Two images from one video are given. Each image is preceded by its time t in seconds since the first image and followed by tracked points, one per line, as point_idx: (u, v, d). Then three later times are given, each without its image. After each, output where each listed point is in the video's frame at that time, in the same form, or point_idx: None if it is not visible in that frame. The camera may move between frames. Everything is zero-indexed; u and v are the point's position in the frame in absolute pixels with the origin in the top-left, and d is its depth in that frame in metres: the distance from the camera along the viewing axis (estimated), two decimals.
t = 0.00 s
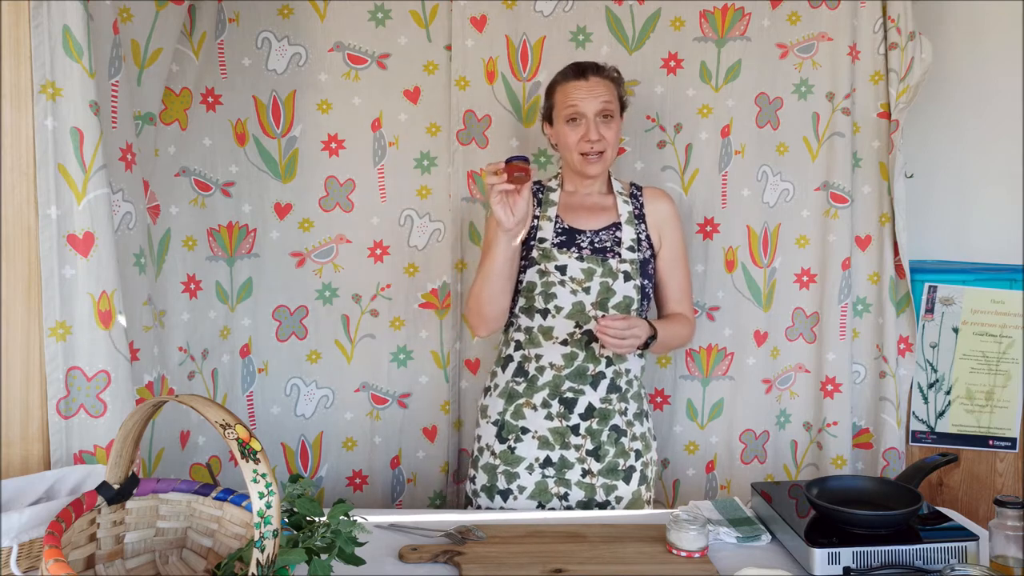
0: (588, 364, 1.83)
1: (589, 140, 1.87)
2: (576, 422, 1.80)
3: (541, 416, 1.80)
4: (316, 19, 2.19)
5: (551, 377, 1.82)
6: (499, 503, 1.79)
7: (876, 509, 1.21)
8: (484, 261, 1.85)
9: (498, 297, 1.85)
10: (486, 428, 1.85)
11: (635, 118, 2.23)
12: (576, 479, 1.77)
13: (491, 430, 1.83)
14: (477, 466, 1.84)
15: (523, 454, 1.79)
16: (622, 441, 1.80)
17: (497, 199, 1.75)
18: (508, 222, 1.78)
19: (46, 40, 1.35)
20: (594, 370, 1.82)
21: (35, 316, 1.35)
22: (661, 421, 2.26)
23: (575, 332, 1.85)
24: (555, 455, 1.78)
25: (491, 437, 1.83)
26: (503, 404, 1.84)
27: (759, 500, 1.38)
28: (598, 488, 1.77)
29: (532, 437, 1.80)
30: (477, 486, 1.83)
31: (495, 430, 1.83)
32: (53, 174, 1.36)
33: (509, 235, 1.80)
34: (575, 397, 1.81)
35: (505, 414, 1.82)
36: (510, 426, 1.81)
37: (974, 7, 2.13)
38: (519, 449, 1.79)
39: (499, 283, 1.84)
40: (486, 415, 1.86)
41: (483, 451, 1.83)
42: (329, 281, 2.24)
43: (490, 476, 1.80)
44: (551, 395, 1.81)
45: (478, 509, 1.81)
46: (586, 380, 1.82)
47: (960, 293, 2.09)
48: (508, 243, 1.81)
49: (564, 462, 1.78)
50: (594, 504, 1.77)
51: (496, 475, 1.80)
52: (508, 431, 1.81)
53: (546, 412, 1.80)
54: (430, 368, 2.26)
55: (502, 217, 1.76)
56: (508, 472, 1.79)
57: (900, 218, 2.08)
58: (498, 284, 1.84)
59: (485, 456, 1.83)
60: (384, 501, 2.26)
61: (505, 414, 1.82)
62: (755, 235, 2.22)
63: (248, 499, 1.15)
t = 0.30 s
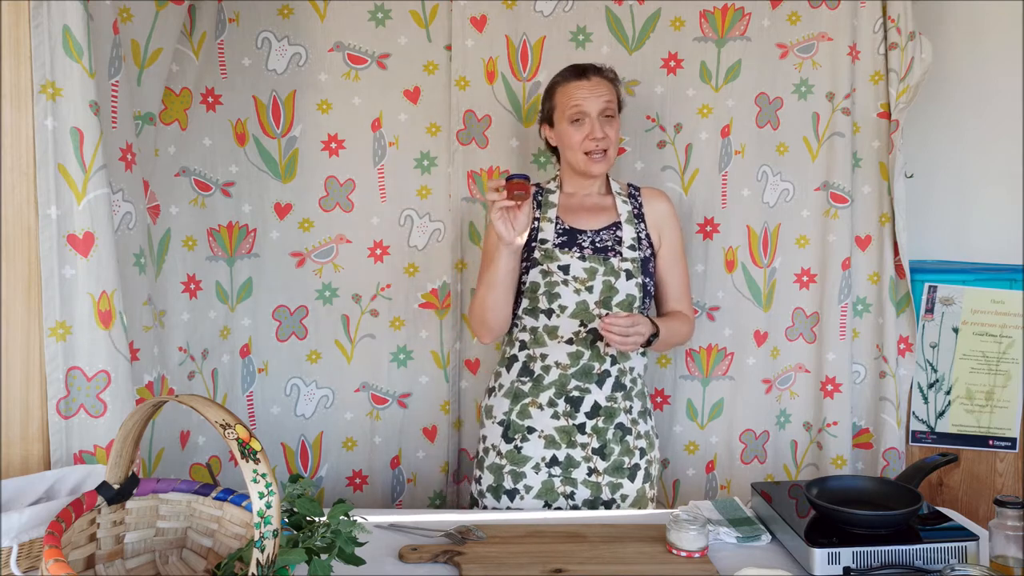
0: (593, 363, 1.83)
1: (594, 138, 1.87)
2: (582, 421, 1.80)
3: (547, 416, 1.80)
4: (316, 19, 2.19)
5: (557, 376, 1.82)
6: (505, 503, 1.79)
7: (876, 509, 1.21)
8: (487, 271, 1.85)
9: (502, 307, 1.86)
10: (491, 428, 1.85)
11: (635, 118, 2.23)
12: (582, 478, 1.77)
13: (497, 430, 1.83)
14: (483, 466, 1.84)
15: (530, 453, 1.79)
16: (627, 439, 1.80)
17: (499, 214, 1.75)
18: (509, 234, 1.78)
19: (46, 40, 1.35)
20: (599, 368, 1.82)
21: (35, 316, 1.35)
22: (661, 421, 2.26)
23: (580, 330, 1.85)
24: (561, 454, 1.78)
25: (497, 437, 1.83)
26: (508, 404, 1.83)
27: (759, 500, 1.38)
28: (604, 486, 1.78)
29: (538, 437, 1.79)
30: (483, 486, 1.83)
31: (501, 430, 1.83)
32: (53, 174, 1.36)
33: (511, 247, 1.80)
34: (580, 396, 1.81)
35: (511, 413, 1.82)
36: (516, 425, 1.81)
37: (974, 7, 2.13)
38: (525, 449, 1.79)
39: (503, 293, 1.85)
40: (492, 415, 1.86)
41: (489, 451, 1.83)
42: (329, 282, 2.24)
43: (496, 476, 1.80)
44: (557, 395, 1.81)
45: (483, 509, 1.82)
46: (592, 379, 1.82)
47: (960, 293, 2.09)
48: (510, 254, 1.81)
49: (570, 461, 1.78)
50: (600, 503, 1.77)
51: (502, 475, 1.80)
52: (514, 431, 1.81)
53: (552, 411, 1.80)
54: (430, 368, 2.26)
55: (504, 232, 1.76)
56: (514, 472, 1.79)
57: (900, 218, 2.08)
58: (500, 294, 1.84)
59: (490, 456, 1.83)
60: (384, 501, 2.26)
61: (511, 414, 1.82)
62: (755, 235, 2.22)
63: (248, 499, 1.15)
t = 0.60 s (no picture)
0: (595, 362, 1.83)
1: (595, 136, 1.86)
2: (583, 420, 1.79)
3: (549, 415, 1.80)
4: (316, 19, 2.19)
5: (558, 376, 1.82)
6: (507, 503, 1.79)
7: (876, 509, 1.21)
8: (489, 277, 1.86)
9: (504, 314, 1.87)
10: (494, 428, 1.85)
11: (635, 118, 2.23)
12: (584, 478, 1.77)
13: (499, 430, 1.83)
14: (485, 466, 1.84)
15: (532, 453, 1.79)
16: (629, 439, 1.80)
17: (500, 223, 1.76)
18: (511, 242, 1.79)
19: (46, 40, 1.35)
20: (601, 368, 1.82)
21: (35, 316, 1.35)
22: (661, 421, 2.26)
23: (581, 330, 1.85)
24: (563, 454, 1.78)
25: (499, 437, 1.83)
26: (510, 404, 1.83)
27: (759, 500, 1.38)
28: (606, 486, 1.77)
29: (539, 436, 1.79)
30: (485, 486, 1.83)
31: (503, 430, 1.83)
32: (53, 174, 1.36)
33: (512, 255, 1.81)
34: (582, 395, 1.81)
35: (513, 413, 1.82)
36: (518, 425, 1.81)
37: (974, 7, 2.13)
38: (527, 448, 1.79)
39: (504, 300, 1.86)
40: (494, 415, 1.86)
41: (491, 451, 1.83)
42: (329, 281, 2.24)
43: (498, 476, 1.81)
44: (558, 394, 1.81)
45: (486, 509, 1.82)
46: (593, 379, 1.82)
47: (960, 293, 2.09)
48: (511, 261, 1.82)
49: (571, 461, 1.78)
50: (602, 502, 1.77)
51: (505, 475, 1.80)
52: (516, 431, 1.81)
53: (553, 411, 1.80)
54: (430, 368, 2.26)
55: (505, 241, 1.77)
56: (516, 471, 1.79)
57: (900, 219, 2.08)
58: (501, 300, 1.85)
59: (492, 456, 1.83)
60: (384, 501, 2.26)
61: (513, 414, 1.82)
62: (755, 235, 2.22)
63: (248, 499, 1.15)
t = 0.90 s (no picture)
0: (595, 362, 1.83)
1: (593, 133, 1.87)
2: (584, 420, 1.79)
3: (550, 415, 1.80)
4: (316, 19, 2.19)
5: (559, 376, 1.82)
6: (507, 503, 1.79)
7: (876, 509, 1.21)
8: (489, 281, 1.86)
9: (504, 317, 1.88)
10: (494, 428, 1.85)
11: (634, 118, 2.23)
12: (584, 478, 1.77)
13: (499, 430, 1.83)
14: (485, 466, 1.84)
15: (532, 453, 1.79)
16: (630, 439, 1.80)
17: (498, 233, 1.76)
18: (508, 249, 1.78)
19: (46, 40, 1.35)
20: (602, 368, 1.82)
21: (35, 316, 1.35)
22: (661, 421, 2.26)
23: (582, 331, 1.84)
24: (563, 454, 1.78)
25: (499, 437, 1.83)
26: (511, 404, 1.83)
27: (759, 500, 1.38)
28: (606, 486, 1.77)
29: (540, 436, 1.79)
30: (485, 486, 1.83)
31: (503, 430, 1.83)
32: (53, 174, 1.36)
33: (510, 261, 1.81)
34: (583, 395, 1.81)
35: (514, 413, 1.82)
36: (518, 425, 1.81)
37: (973, 6, 2.13)
38: (528, 449, 1.79)
39: (504, 303, 1.86)
40: (494, 415, 1.86)
41: (492, 450, 1.83)
42: (329, 281, 2.24)
43: (498, 476, 1.81)
44: (559, 394, 1.81)
45: (486, 509, 1.82)
46: (594, 379, 1.82)
47: (960, 293, 2.09)
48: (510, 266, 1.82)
49: (572, 461, 1.78)
50: (602, 503, 1.77)
51: (505, 475, 1.80)
52: (517, 431, 1.81)
53: (554, 411, 1.80)
54: (430, 368, 2.26)
55: (504, 250, 1.77)
56: (516, 471, 1.79)
57: (900, 219, 2.08)
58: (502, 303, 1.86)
59: (493, 456, 1.83)
60: (384, 501, 2.26)
61: (514, 414, 1.82)
62: (755, 235, 2.22)
63: (247, 499, 1.15)
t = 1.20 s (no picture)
0: (596, 363, 1.83)
1: (586, 121, 1.87)
2: (584, 422, 1.79)
3: (550, 416, 1.80)
4: (316, 19, 2.19)
5: (559, 377, 1.82)
6: (507, 504, 1.79)
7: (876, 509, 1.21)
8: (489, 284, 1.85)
9: (504, 319, 1.87)
10: (494, 428, 1.85)
11: (635, 118, 2.23)
12: (585, 480, 1.77)
13: (499, 430, 1.84)
14: (485, 467, 1.84)
15: (532, 454, 1.79)
16: (631, 441, 1.80)
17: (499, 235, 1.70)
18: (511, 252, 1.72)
19: (46, 40, 1.35)
20: (602, 370, 1.82)
21: (35, 316, 1.35)
22: (661, 421, 2.26)
23: (582, 332, 1.84)
24: (564, 455, 1.78)
25: (499, 437, 1.83)
26: (511, 404, 1.84)
27: (759, 500, 1.38)
28: (607, 488, 1.77)
29: (540, 437, 1.79)
30: (485, 486, 1.83)
31: (504, 430, 1.83)
32: (53, 174, 1.36)
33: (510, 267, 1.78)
34: (583, 397, 1.81)
35: (514, 414, 1.82)
36: (519, 426, 1.81)
37: (973, 6, 2.14)
38: (528, 450, 1.79)
39: (504, 305, 1.85)
40: (495, 416, 1.86)
41: (492, 451, 1.83)
42: (329, 282, 2.24)
43: (498, 476, 1.81)
44: (559, 395, 1.81)
45: (486, 509, 1.82)
46: (594, 380, 1.82)
47: (960, 293, 2.09)
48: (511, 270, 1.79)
49: (572, 462, 1.78)
50: (602, 504, 1.77)
51: (504, 476, 1.80)
52: (517, 432, 1.81)
53: (555, 412, 1.80)
54: (430, 368, 2.26)
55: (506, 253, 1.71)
56: (516, 472, 1.79)
57: (900, 219, 2.08)
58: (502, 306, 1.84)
59: (493, 456, 1.83)
60: (384, 501, 2.26)
61: (514, 415, 1.82)
62: (755, 235, 2.22)
63: (248, 499, 1.15)
